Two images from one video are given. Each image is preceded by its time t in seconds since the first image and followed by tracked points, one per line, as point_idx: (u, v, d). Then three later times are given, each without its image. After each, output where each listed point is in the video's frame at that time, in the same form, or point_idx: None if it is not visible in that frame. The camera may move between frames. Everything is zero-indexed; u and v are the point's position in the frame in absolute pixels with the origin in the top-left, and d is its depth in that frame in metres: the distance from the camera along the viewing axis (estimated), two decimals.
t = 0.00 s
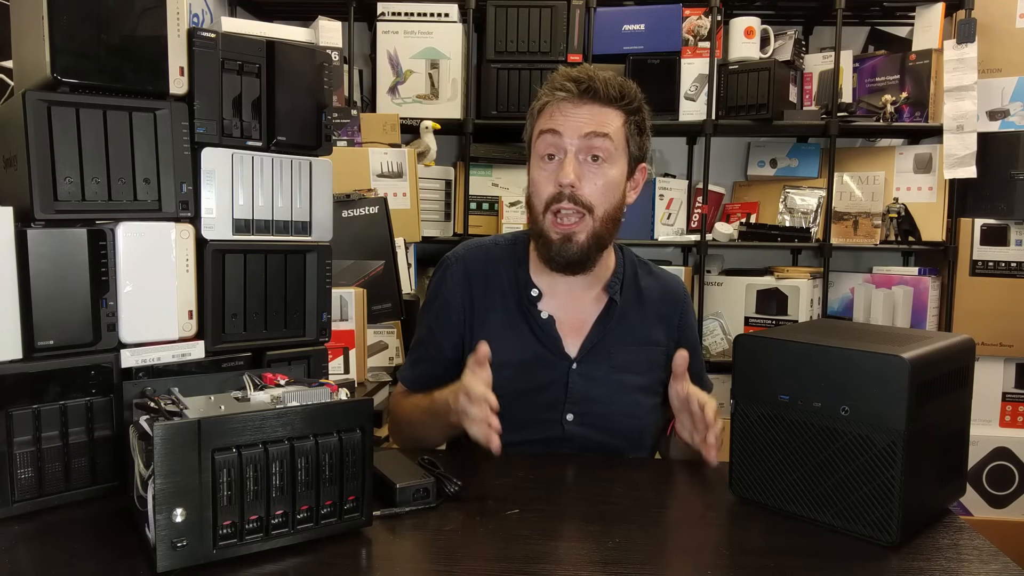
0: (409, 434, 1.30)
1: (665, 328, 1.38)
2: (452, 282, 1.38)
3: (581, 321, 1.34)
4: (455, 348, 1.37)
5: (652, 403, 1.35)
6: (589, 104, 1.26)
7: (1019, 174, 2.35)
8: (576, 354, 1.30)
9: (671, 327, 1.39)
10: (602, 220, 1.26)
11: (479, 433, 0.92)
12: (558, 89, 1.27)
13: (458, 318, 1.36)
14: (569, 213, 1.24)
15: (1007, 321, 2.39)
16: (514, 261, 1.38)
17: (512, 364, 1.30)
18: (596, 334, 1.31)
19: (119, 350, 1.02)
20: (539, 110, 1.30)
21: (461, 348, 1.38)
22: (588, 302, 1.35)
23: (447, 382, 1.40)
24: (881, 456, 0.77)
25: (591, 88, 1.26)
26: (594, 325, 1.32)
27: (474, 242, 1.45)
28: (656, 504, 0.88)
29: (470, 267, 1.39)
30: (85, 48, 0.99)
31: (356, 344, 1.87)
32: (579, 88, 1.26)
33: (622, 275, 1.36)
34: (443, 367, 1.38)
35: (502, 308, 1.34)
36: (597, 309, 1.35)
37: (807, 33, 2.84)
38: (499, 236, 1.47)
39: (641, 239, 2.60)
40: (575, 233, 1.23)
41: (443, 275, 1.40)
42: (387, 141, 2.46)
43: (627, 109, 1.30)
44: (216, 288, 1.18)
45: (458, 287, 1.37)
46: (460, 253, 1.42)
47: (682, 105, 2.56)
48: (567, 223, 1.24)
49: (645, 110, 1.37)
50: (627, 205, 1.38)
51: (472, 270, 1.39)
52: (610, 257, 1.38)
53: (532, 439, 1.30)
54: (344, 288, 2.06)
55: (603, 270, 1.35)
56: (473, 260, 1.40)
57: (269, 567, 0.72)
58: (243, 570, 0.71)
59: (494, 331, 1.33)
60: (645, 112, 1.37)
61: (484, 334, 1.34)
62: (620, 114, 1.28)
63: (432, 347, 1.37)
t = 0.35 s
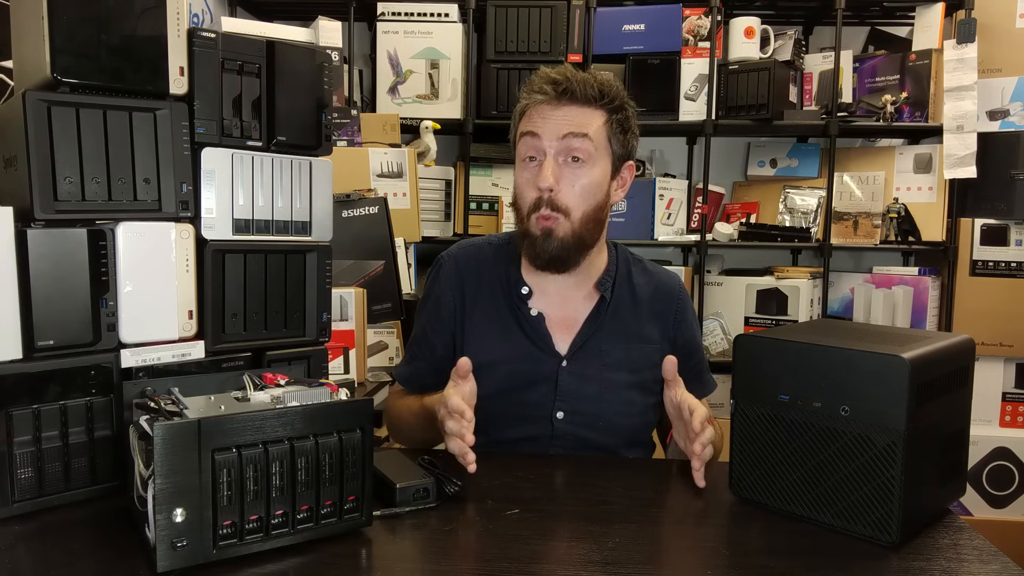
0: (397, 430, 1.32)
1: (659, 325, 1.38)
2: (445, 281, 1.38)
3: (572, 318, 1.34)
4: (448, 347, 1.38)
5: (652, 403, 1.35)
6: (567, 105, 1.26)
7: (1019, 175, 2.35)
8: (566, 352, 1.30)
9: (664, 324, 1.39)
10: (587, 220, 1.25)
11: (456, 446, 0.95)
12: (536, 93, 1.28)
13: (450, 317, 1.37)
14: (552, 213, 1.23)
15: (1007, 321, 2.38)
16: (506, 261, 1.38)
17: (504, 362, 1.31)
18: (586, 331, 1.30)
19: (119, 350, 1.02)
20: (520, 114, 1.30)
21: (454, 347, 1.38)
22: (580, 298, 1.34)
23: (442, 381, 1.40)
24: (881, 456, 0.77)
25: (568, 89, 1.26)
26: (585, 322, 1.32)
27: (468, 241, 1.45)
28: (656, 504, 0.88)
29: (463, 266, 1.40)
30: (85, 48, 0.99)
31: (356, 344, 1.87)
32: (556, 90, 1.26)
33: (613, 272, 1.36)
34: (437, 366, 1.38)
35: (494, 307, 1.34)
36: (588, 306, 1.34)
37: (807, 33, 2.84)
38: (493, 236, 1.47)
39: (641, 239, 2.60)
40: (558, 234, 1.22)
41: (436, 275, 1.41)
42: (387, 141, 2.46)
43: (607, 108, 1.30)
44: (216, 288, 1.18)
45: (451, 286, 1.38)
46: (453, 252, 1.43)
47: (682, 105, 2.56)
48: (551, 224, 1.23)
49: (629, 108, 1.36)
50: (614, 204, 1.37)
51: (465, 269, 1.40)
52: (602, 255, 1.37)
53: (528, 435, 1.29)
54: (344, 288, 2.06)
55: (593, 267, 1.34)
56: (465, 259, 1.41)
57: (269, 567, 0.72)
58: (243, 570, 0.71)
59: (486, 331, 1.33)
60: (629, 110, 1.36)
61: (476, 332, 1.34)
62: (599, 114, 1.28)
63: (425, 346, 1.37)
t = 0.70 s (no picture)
0: (391, 433, 1.33)
1: (659, 326, 1.38)
2: (441, 284, 1.38)
3: (570, 323, 1.34)
4: (444, 351, 1.38)
5: (652, 403, 1.35)
6: (561, 111, 1.25)
7: (1019, 175, 2.35)
8: (564, 358, 1.30)
9: (664, 325, 1.39)
10: (582, 229, 1.26)
11: (442, 459, 0.93)
12: (529, 99, 1.27)
13: (446, 320, 1.37)
14: (547, 222, 1.24)
15: (1007, 321, 2.38)
16: (503, 264, 1.39)
17: (501, 366, 1.31)
18: (583, 337, 1.30)
19: (119, 350, 1.02)
20: (513, 119, 1.30)
21: (450, 350, 1.38)
22: (578, 303, 1.34)
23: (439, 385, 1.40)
24: (881, 456, 0.77)
25: (562, 95, 1.25)
26: (582, 328, 1.32)
27: (463, 244, 1.46)
28: (655, 504, 0.88)
29: (459, 269, 1.40)
30: (85, 48, 0.99)
31: (356, 344, 1.87)
32: (550, 96, 1.26)
33: (611, 273, 1.37)
34: (434, 369, 1.38)
35: (490, 310, 1.35)
36: (586, 311, 1.34)
37: (807, 33, 2.84)
38: (488, 238, 1.48)
39: (641, 239, 2.60)
40: (553, 245, 1.23)
41: (432, 278, 1.41)
42: (387, 141, 2.46)
43: (603, 112, 1.29)
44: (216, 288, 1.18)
45: (447, 289, 1.38)
46: (449, 255, 1.43)
47: (682, 105, 2.56)
48: (547, 233, 1.24)
49: (625, 110, 1.36)
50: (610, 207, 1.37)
51: (461, 272, 1.40)
52: (600, 258, 1.38)
53: (528, 435, 1.30)
54: (343, 288, 2.07)
55: (591, 271, 1.34)
56: (461, 262, 1.41)
57: (269, 567, 0.72)
58: (243, 570, 0.71)
59: (483, 334, 1.33)
60: (624, 112, 1.36)
61: (473, 335, 1.34)
62: (594, 119, 1.28)
63: (421, 350, 1.37)
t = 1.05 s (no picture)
0: (390, 436, 1.33)
1: (659, 329, 1.38)
2: (440, 288, 1.38)
3: (570, 329, 1.34)
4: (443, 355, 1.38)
5: (652, 403, 1.35)
6: (561, 114, 1.25)
7: (1019, 175, 2.35)
8: (564, 364, 1.30)
9: (665, 328, 1.39)
10: (583, 233, 1.26)
11: (443, 452, 0.94)
12: (530, 101, 1.27)
13: (445, 324, 1.37)
14: (547, 227, 1.24)
15: (1007, 321, 2.38)
16: (502, 267, 1.39)
17: (501, 367, 1.31)
18: (583, 343, 1.30)
19: (119, 350, 1.02)
20: (513, 122, 1.30)
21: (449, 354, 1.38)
22: (578, 307, 1.34)
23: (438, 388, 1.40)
24: (882, 456, 0.77)
25: (562, 98, 1.25)
26: (582, 333, 1.32)
27: (462, 247, 1.46)
28: (656, 504, 0.88)
29: (458, 272, 1.40)
30: (85, 48, 0.99)
31: (356, 344, 1.87)
32: (551, 98, 1.26)
33: (611, 276, 1.37)
34: (433, 373, 1.38)
35: (490, 314, 1.34)
36: (586, 315, 1.34)
37: (807, 33, 2.84)
38: (487, 240, 1.47)
39: (641, 239, 2.60)
40: (554, 249, 1.23)
41: (431, 280, 1.41)
42: (387, 141, 2.46)
43: (604, 115, 1.29)
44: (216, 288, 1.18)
45: (446, 292, 1.38)
46: (447, 257, 1.43)
47: (682, 105, 2.56)
48: (547, 237, 1.24)
49: (626, 112, 1.36)
50: (612, 210, 1.38)
51: (459, 275, 1.40)
52: (600, 261, 1.38)
53: (529, 435, 1.30)
54: (343, 288, 2.07)
55: (591, 275, 1.34)
56: (460, 265, 1.41)
57: (269, 567, 0.72)
58: (243, 570, 0.71)
59: (482, 337, 1.33)
60: (626, 114, 1.35)
61: (472, 339, 1.34)
62: (595, 122, 1.27)
63: (420, 354, 1.37)
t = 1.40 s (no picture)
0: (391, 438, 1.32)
1: (660, 330, 1.38)
2: (440, 290, 1.38)
3: (571, 332, 1.33)
4: (443, 356, 1.37)
5: (652, 403, 1.35)
6: (564, 118, 1.25)
7: (1019, 175, 2.35)
8: (564, 367, 1.30)
9: (666, 330, 1.39)
10: (585, 237, 1.26)
11: (445, 459, 0.92)
12: (533, 104, 1.26)
13: (445, 325, 1.37)
14: (550, 231, 1.23)
15: (1007, 321, 2.39)
16: (503, 268, 1.39)
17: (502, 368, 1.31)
18: (583, 347, 1.30)
19: (119, 350, 1.02)
20: (515, 124, 1.29)
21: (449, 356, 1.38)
22: (580, 309, 1.33)
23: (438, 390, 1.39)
24: (882, 456, 0.77)
25: (565, 101, 1.25)
26: (582, 336, 1.32)
27: (462, 248, 1.46)
28: (656, 504, 0.88)
29: (459, 273, 1.40)
30: (84, 48, 0.99)
31: (356, 344, 1.87)
32: (553, 101, 1.25)
33: (612, 278, 1.36)
34: (433, 375, 1.38)
35: (490, 316, 1.35)
36: (587, 317, 1.33)
37: (807, 33, 2.84)
38: (487, 241, 1.47)
39: (641, 239, 2.60)
40: (556, 254, 1.23)
41: (431, 282, 1.40)
42: (387, 141, 2.46)
43: (607, 118, 1.29)
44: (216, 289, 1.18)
45: (446, 294, 1.38)
46: (447, 258, 1.43)
47: (682, 105, 2.56)
48: (549, 242, 1.24)
49: (629, 115, 1.36)
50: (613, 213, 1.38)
51: (459, 277, 1.40)
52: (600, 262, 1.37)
53: (529, 435, 1.30)
54: (344, 288, 2.07)
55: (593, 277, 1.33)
56: (460, 267, 1.41)
57: (269, 567, 0.72)
58: (243, 570, 0.71)
59: (483, 340, 1.33)
60: (628, 117, 1.35)
61: (473, 340, 1.34)
62: (598, 125, 1.27)
63: (421, 355, 1.37)
